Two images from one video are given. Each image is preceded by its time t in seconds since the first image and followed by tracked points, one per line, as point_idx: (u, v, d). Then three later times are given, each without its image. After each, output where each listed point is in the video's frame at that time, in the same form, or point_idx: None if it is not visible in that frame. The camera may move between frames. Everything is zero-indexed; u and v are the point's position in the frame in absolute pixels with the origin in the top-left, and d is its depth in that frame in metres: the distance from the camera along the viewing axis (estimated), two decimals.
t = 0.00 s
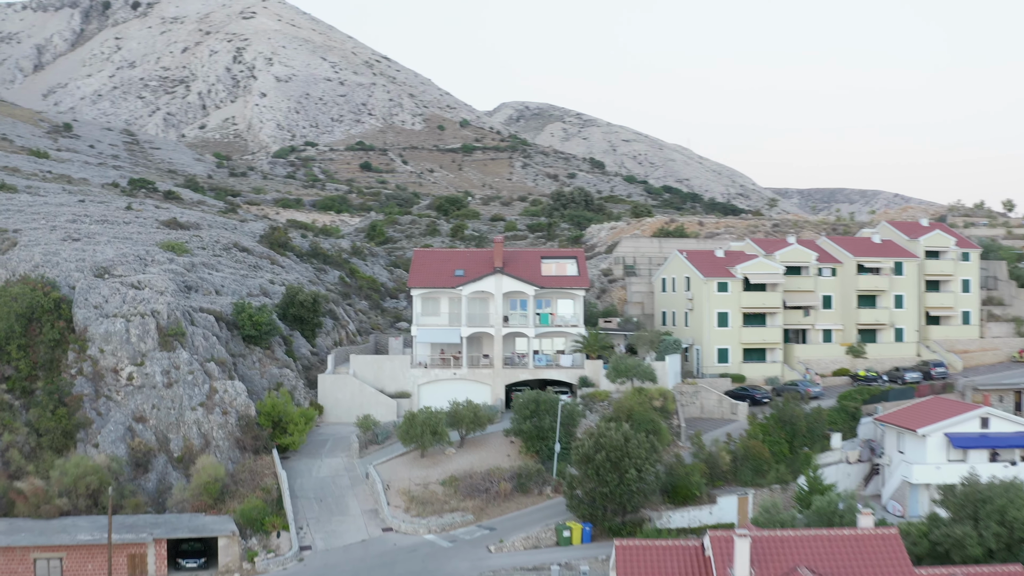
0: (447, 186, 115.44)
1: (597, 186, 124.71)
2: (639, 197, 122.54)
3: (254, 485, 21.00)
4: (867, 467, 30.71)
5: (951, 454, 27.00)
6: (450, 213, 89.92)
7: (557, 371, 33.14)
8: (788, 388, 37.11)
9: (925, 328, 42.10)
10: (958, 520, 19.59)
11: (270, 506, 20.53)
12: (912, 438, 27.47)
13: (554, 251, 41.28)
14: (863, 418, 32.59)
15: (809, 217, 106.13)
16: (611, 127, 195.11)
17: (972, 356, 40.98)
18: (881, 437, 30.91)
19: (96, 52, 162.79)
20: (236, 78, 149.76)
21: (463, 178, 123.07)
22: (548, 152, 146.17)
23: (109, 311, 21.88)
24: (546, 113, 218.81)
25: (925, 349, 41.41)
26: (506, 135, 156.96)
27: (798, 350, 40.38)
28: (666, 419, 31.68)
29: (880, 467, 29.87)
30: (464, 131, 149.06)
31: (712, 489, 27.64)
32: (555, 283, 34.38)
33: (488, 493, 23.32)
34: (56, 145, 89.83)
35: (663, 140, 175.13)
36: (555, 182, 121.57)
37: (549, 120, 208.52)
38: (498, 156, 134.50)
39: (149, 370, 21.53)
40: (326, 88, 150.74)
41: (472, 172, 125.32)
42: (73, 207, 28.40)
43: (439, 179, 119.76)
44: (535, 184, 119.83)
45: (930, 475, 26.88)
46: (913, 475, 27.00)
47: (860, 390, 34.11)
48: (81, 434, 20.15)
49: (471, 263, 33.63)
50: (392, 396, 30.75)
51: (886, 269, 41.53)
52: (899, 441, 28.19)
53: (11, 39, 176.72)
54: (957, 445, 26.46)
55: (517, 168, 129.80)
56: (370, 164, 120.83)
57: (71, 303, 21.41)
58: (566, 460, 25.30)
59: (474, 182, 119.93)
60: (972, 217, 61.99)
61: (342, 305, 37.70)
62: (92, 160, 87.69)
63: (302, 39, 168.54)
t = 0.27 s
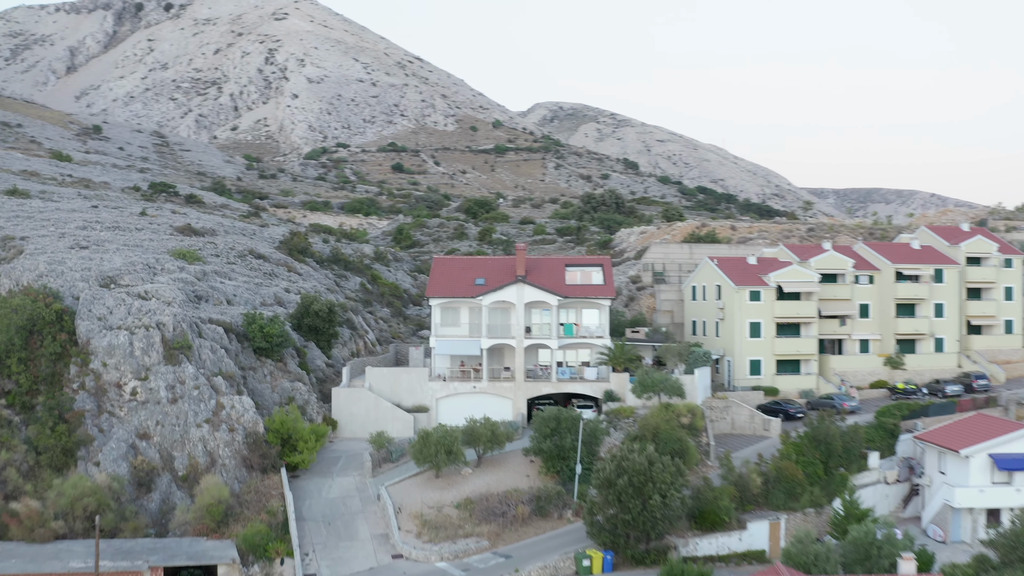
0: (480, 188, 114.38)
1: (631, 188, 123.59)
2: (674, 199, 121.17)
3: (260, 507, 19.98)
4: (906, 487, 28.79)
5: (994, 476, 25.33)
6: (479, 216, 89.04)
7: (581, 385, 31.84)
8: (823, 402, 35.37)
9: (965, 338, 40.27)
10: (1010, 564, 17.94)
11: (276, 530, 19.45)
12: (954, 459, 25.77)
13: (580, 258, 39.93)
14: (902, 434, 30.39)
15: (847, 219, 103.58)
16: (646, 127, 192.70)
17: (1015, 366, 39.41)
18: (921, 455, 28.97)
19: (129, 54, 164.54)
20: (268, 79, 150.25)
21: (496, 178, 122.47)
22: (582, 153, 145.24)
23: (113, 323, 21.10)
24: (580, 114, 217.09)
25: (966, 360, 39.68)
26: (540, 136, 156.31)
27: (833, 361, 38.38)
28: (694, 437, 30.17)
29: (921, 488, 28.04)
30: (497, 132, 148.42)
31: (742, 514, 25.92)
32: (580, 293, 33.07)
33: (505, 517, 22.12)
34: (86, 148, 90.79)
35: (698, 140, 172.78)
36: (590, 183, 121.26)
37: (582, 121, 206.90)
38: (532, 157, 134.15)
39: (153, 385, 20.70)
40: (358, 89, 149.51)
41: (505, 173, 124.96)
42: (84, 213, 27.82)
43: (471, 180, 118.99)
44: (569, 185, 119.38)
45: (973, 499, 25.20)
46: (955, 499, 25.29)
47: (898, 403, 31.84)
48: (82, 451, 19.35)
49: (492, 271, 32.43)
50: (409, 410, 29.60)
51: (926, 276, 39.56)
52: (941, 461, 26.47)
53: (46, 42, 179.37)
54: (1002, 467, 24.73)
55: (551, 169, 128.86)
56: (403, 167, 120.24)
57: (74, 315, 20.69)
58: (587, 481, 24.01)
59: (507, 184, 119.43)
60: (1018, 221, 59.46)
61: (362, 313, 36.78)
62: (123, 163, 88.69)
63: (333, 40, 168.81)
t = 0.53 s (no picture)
0: (513, 189, 112.16)
1: (664, 190, 122.46)
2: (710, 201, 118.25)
3: (264, 532, 18.94)
4: (948, 509, 26.83)
5: None
6: (508, 219, 88.02)
7: (606, 400, 30.53)
8: (859, 418, 33.69)
9: (1008, 348, 38.38)
10: None
11: (279, 557, 18.22)
12: (999, 482, 24.09)
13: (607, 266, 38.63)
14: (943, 452, 28.23)
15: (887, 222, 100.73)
16: (681, 127, 189.87)
17: None
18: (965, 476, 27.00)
19: (163, 56, 166.22)
20: (299, 80, 148.50)
21: (528, 180, 120.76)
22: (616, 154, 143.98)
23: (116, 336, 20.36)
24: (615, 114, 215.27)
25: (1010, 372, 37.73)
26: (573, 137, 153.19)
27: (871, 373, 36.51)
28: (724, 457, 28.65)
29: (963, 511, 26.13)
30: (530, 132, 147.40)
31: (773, 543, 23.66)
32: (605, 302, 31.79)
33: (522, 544, 20.83)
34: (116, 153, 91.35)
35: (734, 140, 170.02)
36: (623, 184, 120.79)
37: (617, 121, 205.31)
38: (564, 158, 133.68)
39: (156, 401, 19.87)
40: (390, 91, 148.45)
41: (538, 174, 124.45)
42: (96, 219, 27.28)
43: (504, 182, 117.36)
44: (602, 186, 118.94)
45: (1019, 526, 23.44)
46: (999, 526, 23.52)
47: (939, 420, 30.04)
48: (81, 471, 18.60)
49: (513, 280, 31.29)
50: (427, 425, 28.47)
51: (967, 285, 37.73)
52: (984, 483, 24.78)
53: (80, 44, 181.93)
54: None
55: (584, 171, 127.31)
56: (434, 168, 117.43)
57: (75, 328, 20.02)
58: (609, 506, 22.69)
59: (540, 184, 118.87)
60: None
61: (382, 322, 35.87)
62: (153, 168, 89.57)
63: (366, 42, 168.75)
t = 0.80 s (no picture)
0: (546, 190, 114.14)
1: (699, 191, 121.95)
2: (745, 202, 118.65)
3: (267, 558, 17.80)
4: (991, 536, 24.80)
5: None
6: (537, 222, 87.10)
7: (631, 417, 29.24)
8: (897, 436, 31.86)
9: None
10: None
11: None
12: None
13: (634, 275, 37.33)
14: (985, 473, 26.47)
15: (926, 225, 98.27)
16: (716, 126, 187.06)
17: None
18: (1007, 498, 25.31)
19: (195, 57, 167.87)
20: (332, 81, 150.14)
21: (562, 180, 121.45)
22: (650, 154, 142.98)
23: (117, 350, 19.52)
24: (649, 114, 213.49)
25: None
26: (606, 138, 152.96)
27: (909, 387, 34.61)
28: (754, 479, 27.12)
29: (1008, 536, 24.24)
30: (563, 133, 146.63)
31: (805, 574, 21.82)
32: (631, 313, 30.54)
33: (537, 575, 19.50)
34: (146, 156, 94.11)
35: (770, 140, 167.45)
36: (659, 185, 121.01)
37: (651, 121, 204.02)
38: (598, 158, 132.92)
39: (158, 419, 18.99)
40: (423, 91, 150.07)
41: (571, 175, 124.22)
42: (107, 226, 26.62)
43: (537, 183, 117.93)
44: (637, 187, 119.68)
45: None
46: None
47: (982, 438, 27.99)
48: (79, 492, 17.52)
49: (536, 290, 30.12)
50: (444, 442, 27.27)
51: (1011, 293, 35.71)
52: None
53: (113, 46, 184.47)
54: None
55: (617, 171, 127.55)
56: (466, 169, 118.55)
57: (76, 342, 19.23)
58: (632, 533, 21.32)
59: (573, 185, 118.79)
60: None
61: (401, 331, 34.90)
62: (182, 171, 90.84)
63: (398, 42, 168.64)
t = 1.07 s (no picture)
0: (579, 191, 113.60)
1: (733, 192, 120.69)
2: (780, 202, 118.47)
3: None
4: None
5: None
6: (567, 224, 86.02)
7: (657, 436, 27.90)
8: (937, 454, 30.23)
9: None
10: None
11: None
12: None
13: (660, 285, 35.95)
14: None
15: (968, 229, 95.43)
16: (751, 127, 183.98)
17: None
18: None
19: (227, 58, 169.31)
20: (365, 82, 150.38)
21: (595, 181, 121.14)
22: (684, 155, 141.26)
23: (117, 365, 18.68)
24: (684, 114, 211.11)
25: None
26: (641, 138, 152.84)
27: (950, 402, 32.86)
28: (786, 504, 25.56)
29: None
30: (597, 134, 145.51)
31: None
32: (658, 326, 29.19)
33: None
34: (175, 156, 96.14)
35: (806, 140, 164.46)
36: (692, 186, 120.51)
37: (686, 121, 201.75)
38: (631, 159, 131.62)
39: (158, 438, 18.08)
40: (455, 92, 149.08)
41: (604, 175, 123.37)
42: (118, 233, 25.97)
43: (569, 184, 117.29)
44: (670, 188, 118.94)
45: None
46: None
47: None
48: (75, 514, 16.64)
49: (558, 300, 28.88)
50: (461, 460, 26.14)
51: None
52: None
53: (146, 48, 186.80)
54: None
55: (651, 172, 126.92)
56: (499, 170, 119.92)
57: (75, 356, 18.38)
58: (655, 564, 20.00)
59: (607, 186, 118.19)
60: None
61: (421, 341, 33.89)
62: (212, 174, 93.40)
63: (430, 42, 168.10)
